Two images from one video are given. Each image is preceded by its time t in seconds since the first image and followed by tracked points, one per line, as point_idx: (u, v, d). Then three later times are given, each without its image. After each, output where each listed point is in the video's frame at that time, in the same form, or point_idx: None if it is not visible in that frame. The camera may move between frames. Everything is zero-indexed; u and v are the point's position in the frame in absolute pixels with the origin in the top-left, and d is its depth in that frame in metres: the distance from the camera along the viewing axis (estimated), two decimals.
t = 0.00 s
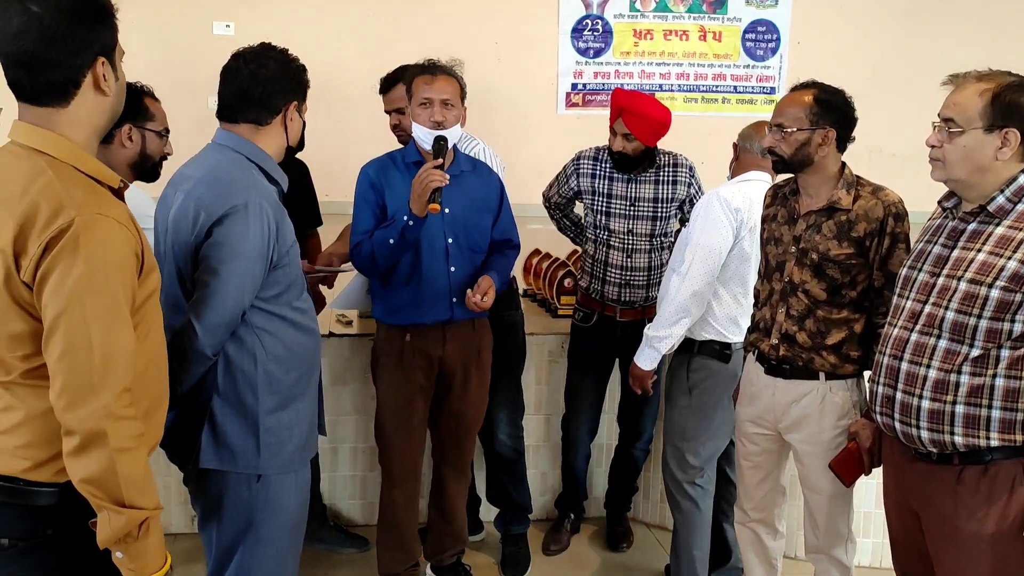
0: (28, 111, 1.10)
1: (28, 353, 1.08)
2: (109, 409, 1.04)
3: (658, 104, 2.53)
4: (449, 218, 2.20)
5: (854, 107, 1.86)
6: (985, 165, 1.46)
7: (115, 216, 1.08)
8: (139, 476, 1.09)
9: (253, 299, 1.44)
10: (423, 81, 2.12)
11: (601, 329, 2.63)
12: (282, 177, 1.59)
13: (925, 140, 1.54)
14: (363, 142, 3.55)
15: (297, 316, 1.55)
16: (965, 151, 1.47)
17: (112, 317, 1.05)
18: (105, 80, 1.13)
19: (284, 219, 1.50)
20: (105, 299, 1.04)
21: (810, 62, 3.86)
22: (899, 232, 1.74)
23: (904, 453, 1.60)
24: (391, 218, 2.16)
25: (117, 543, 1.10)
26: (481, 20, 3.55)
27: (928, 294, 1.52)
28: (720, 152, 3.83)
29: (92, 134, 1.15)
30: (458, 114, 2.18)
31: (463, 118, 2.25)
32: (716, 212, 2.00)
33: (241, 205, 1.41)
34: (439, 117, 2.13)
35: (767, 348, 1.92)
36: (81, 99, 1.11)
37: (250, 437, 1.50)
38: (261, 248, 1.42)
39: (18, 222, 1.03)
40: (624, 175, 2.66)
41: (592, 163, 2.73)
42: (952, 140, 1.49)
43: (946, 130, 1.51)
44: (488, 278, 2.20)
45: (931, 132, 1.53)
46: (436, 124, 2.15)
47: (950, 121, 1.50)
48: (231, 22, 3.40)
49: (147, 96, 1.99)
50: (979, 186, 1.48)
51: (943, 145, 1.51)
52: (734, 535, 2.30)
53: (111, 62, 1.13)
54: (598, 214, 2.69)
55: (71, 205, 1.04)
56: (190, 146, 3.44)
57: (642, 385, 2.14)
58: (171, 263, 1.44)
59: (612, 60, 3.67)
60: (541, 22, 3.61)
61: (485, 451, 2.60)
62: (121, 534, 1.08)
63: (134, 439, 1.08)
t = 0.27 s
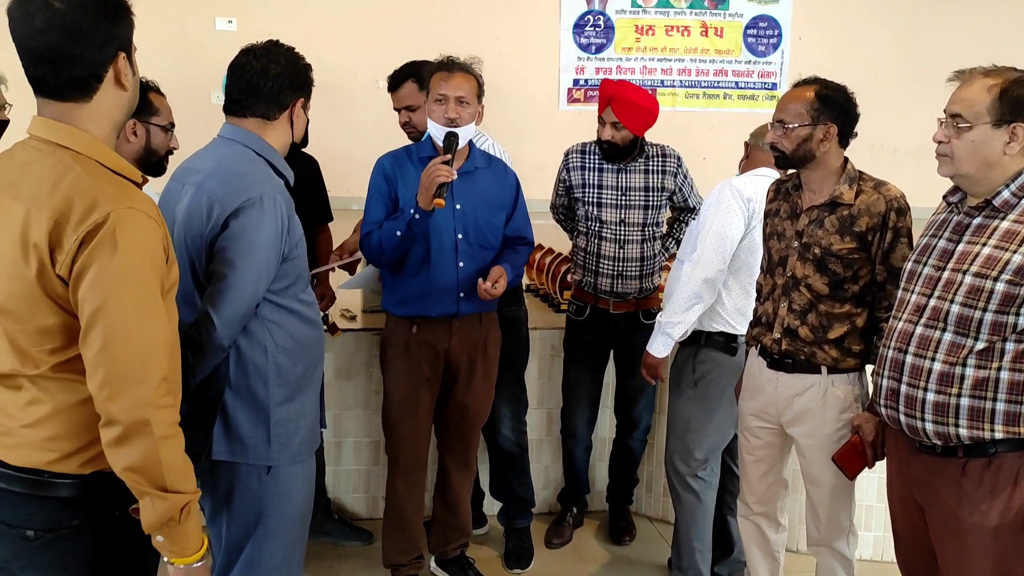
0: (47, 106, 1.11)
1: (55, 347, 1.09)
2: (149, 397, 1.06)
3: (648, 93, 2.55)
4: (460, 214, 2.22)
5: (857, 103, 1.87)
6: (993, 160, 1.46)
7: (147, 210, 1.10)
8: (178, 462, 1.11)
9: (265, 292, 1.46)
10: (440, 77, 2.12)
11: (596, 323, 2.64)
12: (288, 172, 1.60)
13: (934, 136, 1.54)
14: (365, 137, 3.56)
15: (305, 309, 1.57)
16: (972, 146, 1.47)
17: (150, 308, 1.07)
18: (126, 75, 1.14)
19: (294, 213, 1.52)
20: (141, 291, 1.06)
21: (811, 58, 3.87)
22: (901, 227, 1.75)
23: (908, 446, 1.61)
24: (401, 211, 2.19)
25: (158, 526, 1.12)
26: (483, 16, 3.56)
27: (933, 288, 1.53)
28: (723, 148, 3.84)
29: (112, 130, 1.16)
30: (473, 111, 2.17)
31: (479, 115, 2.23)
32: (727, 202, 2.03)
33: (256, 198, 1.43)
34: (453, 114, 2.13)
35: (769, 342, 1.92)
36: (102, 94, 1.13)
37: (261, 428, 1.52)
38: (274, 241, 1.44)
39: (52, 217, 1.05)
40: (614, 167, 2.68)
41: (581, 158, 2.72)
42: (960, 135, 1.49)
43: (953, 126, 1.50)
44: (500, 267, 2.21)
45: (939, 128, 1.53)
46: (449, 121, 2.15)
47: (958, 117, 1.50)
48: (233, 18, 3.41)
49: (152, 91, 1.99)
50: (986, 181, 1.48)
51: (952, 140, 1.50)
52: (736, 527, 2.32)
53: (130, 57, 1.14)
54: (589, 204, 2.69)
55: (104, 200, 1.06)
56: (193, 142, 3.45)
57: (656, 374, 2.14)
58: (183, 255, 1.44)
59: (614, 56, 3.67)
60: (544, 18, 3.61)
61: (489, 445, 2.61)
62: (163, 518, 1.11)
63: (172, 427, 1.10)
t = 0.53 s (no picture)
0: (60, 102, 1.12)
1: (66, 340, 1.14)
2: (152, 390, 1.08)
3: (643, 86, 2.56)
4: (466, 209, 2.23)
5: (858, 99, 1.88)
6: (997, 156, 1.47)
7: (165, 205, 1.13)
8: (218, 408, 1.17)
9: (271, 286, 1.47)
10: (451, 75, 2.12)
11: (592, 318, 2.66)
12: (292, 168, 1.61)
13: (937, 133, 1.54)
14: (367, 133, 3.56)
15: (310, 304, 1.58)
16: (976, 142, 1.48)
17: (172, 295, 1.10)
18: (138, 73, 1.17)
19: (298, 207, 1.53)
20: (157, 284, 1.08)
21: (812, 54, 3.87)
22: (903, 222, 1.76)
23: (910, 440, 1.62)
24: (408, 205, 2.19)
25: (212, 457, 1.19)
26: (484, 12, 3.57)
27: (935, 283, 1.54)
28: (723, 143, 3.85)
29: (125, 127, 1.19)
30: (483, 109, 2.18)
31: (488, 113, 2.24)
32: (733, 197, 2.04)
33: (260, 193, 1.44)
34: (462, 112, 2.14)
35: (770, 337, 1.93)
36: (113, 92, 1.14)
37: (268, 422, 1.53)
38: (280, 235, 1.45)
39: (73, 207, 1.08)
40: (611, 160, 2.69)
41: (580, 147, 2.75)
42: (964, 131, 1.49)
43: (957, 122, 1.50)
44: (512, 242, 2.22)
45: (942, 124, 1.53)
46: (458, 118, 2.16)
47: (962, 113, 1.50)
48: (235, 14, 3.41)
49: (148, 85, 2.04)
50: (989, 176, 1.49)
51: (955, 136, 1.51)
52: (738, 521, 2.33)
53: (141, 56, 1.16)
54: (584, 197, 2.70)
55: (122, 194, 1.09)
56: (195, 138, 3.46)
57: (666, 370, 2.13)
58: (189, 251, 1.45)
59: (615, 51, 3.68)
60: (545, 14, 3.62)
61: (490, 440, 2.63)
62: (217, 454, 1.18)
63: (206, 389, 1.15)
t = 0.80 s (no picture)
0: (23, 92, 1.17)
1: (38, 317, 1.17)
2: (157, 341, 1.15)
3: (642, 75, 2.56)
4: (471, 200, 2.21)
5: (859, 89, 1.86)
6: (1004, 145, 1.45)
7: (121, 174, 1.17)
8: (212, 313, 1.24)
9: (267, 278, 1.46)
10: (457, 65, 2.11)
11: (590, 309, 2.65)
12: (294, 160, 1.59)
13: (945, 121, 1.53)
14: (365, 124, 3.54)
15: (311, 297, 1.57)
16: (985, 131, 1.46)
17: (147, 255, 1.15)
18: (100, 61, 1.21)
19: (297, 199, 1.51)
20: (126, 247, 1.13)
21: (813, 45, 3.86)
22: (905, 214, 1.75)
23: (913, 432, 1.62)
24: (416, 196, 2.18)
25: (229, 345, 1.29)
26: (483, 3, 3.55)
27: (940, 274, 1.53)
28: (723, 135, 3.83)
29: (90, 113, 1.22)
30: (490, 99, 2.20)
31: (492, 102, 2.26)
32: (733, 190, 2.03)
33: (254, 185, 1.42)
34: (474, 103, 2.15)
35: (772, 329, 1.93)
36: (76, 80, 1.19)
37: (265, 414, 1.52)
38: (275, 227, 1.43)
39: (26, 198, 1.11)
40: (609, 150, 2.67)
41: (579, 136, 2.73)
42: (972, 120, 1.48)
43: (965, 111, 1.49)
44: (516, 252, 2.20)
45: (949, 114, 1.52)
46: (469, 109, 2.16)
47: (970, 101, 1.48)
48: (232, 4, 3.39)
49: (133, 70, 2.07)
50: (995, 166, 1.48)
51: (962, 124, 1.49)
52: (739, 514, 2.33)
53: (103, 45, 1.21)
54: (583, 187, 2.69)
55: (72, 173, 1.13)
56: (193, 129, 3.44)
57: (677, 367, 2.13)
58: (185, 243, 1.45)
59: (614, 42, 3.66)
60: (544, 5, 3.60)
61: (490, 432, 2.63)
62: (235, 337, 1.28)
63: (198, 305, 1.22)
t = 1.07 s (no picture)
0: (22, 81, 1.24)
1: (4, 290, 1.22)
2: (80, 324, 1.15)
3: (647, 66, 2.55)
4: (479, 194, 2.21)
5: (866, 80, 1.84)
6: (1020, 137, 1.44)
7: (82, 157, 1.21)
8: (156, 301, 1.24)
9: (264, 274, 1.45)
10: (463, 57, 2.09)
11: (595, 301, 2.64)
12: (301, 155, 1.56)
13: (959, 112, 1.50)
14: (364, 118, 3.52)
15: (315, 293, 1.55)
16: (1003, 121, 1.44)
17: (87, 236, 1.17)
18: (90, 53, 1.26)
19: (298, 195, 1.49)
20: (71, 225, 1.15)
21: (814, 38, 3.84)
22: (913, 208, 1.74)
23: (922, 427, 1.61)
24: (433, 189, 2.16)
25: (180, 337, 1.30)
26: None
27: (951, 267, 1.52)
28: (724, 128, 3.81)
29: (81, 103, 1.27)
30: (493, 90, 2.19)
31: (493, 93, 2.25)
32: (726, 190, 2.02)
33: (248, 179, 1.41)
34: (483, 93, 2.13)
35: (778, 324, 1.92)
36: (67, 70, 1.24)
37: (263, 409, 1.51)
38: (272, 222, 1.42)
39: None
40: (614, 143, 2.67)
41: (583, 130, 2.71)
42: (988, 110, 1.45)
43: (980, 100, 1.46)
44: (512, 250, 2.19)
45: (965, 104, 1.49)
46: (477, 100, 2.14)
47: (987, 91, 1.46)
48: None
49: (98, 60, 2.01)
50: (1008, 158, 1.46)
51: (977, 115, 1.47)
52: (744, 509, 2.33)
53: (95, 37, 1.26)
54: (588, 180, 2.68)
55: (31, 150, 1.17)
56: (191, 124, 3.42)
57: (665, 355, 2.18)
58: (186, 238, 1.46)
59: (614, 36, 3.64)
60: None
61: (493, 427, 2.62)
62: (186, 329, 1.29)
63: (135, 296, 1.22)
